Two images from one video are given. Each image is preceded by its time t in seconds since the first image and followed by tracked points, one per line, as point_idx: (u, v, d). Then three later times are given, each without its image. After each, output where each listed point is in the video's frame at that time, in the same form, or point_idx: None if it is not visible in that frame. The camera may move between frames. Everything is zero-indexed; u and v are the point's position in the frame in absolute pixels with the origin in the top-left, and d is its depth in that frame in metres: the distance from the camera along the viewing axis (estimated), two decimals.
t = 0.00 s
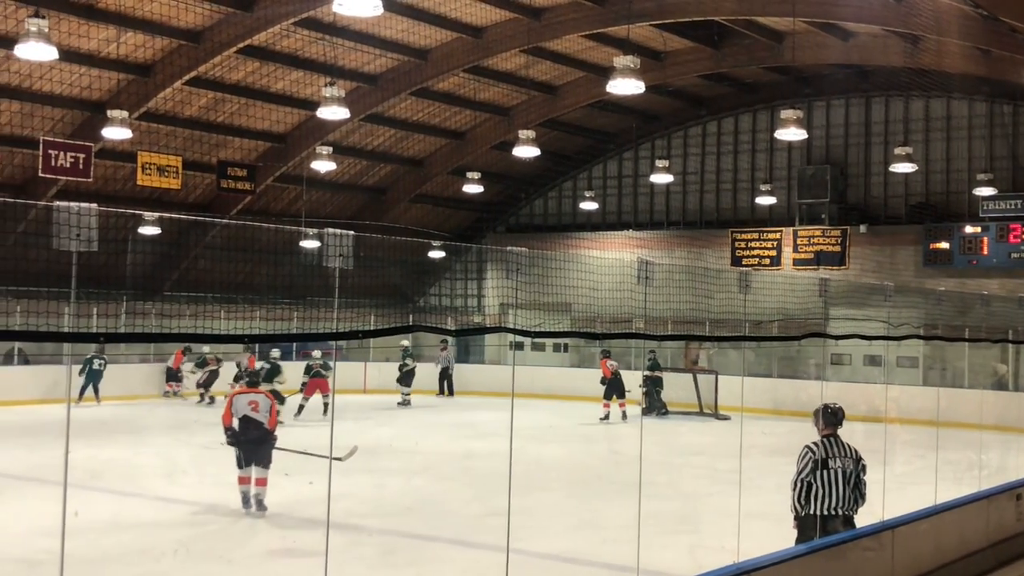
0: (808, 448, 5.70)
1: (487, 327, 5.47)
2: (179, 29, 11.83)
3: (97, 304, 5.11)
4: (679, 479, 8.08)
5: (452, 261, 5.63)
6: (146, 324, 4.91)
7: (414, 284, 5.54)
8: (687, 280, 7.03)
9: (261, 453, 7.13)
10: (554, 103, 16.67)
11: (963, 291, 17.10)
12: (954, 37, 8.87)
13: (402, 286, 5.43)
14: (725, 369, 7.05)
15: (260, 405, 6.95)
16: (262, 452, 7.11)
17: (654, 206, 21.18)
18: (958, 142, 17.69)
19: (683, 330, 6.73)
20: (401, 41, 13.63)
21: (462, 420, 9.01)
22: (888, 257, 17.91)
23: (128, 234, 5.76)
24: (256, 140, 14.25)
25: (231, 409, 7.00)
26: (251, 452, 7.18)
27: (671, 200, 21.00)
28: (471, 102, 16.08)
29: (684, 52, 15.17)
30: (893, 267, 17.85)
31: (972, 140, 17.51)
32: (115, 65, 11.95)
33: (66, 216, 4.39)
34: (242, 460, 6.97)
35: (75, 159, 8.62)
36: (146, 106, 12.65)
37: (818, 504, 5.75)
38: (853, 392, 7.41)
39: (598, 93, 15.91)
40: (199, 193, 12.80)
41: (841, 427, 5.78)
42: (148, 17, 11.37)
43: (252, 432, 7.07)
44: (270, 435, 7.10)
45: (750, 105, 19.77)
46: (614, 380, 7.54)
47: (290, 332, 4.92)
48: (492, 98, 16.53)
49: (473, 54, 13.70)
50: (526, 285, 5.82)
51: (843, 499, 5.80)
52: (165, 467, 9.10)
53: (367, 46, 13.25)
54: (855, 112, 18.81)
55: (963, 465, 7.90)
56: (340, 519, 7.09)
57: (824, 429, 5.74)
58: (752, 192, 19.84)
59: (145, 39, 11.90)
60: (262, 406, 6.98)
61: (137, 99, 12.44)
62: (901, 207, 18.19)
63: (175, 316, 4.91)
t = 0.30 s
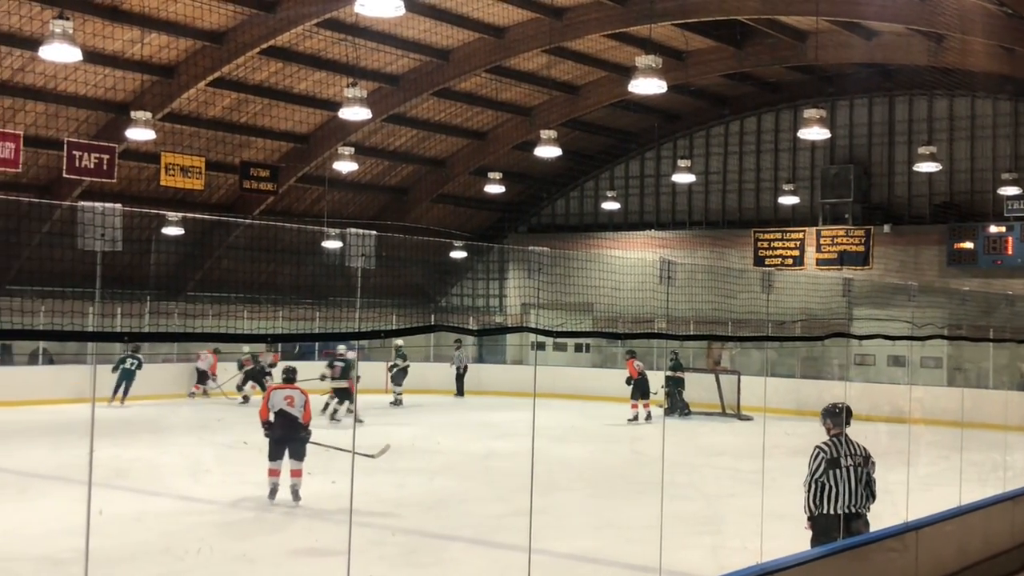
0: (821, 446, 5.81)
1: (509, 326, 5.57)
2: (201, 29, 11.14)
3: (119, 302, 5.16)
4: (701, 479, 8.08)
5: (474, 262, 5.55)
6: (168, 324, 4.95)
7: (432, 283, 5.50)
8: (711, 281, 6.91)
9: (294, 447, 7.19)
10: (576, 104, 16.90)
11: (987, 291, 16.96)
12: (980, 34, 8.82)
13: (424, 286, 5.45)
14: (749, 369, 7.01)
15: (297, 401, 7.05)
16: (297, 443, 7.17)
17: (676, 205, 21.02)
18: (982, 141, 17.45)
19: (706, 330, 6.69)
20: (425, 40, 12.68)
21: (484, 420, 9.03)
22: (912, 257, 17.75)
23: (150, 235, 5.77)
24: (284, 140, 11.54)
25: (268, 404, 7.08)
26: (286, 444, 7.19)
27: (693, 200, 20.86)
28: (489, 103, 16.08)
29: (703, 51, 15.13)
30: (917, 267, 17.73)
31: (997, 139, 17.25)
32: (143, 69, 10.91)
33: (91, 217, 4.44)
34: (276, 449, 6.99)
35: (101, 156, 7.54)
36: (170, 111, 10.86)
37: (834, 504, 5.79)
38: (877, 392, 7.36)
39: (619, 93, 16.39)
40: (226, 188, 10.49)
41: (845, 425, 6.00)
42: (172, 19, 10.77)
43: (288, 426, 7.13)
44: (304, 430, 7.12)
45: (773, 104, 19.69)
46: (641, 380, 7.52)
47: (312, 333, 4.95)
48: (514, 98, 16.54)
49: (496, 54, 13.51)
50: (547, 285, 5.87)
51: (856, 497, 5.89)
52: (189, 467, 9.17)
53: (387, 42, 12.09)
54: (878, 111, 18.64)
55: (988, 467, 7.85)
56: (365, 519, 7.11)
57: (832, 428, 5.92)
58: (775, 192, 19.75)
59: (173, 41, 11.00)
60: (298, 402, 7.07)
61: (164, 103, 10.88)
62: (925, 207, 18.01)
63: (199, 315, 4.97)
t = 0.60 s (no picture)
0: (815, 450, 5.39)
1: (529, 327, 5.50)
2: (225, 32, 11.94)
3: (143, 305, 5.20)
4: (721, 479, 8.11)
5: (494, 264, 5.51)
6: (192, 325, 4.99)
7: (456, 284, 5.51)
8: (732, 282, 7.02)
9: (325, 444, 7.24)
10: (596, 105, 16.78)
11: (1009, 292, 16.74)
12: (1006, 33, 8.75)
13: (445, 286, 5.44)
14: (771, 369, 6.96)
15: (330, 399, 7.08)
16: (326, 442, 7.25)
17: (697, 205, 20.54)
18: (1005, 141, 16.97)
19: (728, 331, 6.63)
20: (445, 43, 13.70)
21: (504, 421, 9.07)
22: (933, 257, 17.50)
23: (174, 238, 5.85)
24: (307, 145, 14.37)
25: (304, 400, 7.21)
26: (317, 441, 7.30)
27: (713, 200, 20.32)
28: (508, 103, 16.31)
29: (722, 51, 15.08)
30: (939, 268, 17.47)
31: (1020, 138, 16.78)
32: (165, 72, 11.87)
33: (113, 218, 4.47)
34: (302, 449, 7.09)
35: (121, 160, 8.94)
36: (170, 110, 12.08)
37: (832, 504, 5.43)
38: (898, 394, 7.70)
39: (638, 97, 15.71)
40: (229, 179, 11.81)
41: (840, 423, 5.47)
42: (194, 21, 11.40)
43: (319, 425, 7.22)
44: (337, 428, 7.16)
45: (794, 104, 19.17)
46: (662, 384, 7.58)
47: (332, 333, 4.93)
48: (534, 98, 16.54)
49: (515, 54, 13.74)
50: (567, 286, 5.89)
51: (853, 494, 5.52)
52: (210, 467, 9.25)
53: (405, 45, 13.03)
54: (900, 111, 18.09)
55: (1009, 468, 7.83)
56: (386, 520, 7.15)
57: (826, 427, 5.41)
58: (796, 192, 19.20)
59: (198, 44, 11.83)
60: (332, 401, 7.10)
61: (178, 104, 12.33)
62: (946, 207, 17.57)
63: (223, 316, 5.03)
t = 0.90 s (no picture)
0: (807, 449, 5.25)
1: (545, 326, 5.57)
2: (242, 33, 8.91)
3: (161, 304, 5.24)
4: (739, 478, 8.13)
5: (510, 263, 5.59)
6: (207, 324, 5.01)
7: (472, 284, 5.51)
8: (750, 281, 6.96)
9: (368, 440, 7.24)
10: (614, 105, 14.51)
11: None
12: None
13: (462, 286, 5.43)
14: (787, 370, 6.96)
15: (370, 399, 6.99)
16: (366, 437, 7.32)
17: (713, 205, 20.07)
18: None
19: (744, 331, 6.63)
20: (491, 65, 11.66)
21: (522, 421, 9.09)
22: (952, 257, 17.17)
23: (191, 237, 5.89)
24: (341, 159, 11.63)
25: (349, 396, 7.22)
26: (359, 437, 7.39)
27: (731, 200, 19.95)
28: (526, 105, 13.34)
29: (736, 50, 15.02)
30: (958, 269, 17.10)
31: None
32: (184, 71, 8.63)
33: (132, 219, 4.46)
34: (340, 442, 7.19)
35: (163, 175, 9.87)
36: (210, 114, 8.55)
37: (827, 501, 5.28)
38: (917, 394, 7.64)
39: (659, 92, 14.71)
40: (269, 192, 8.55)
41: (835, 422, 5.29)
42: (211, 22, 8.58)
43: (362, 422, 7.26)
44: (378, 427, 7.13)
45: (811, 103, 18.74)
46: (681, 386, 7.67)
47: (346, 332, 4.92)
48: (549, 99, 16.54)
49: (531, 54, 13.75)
50: (585, 286, 5.87)
51: (849, 494, 5.30)
52: (227, 467, 9.30)
53: (423, 43, 9.96)
54: (919, 111, 17.75)
55: None
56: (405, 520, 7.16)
57: (820, 425, 5.29)
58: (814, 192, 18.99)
59: (212, 41, 8.68)
60: (372, 400, 6.99)
61: (202, 108, 8.56)
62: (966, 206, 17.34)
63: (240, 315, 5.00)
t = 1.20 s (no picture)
0: (804, 446, 5.69)
1: (562, 327, 5.63)
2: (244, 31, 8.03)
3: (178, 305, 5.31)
4: (754, 479, 8.16)
5: (526, 263, 5.55)
6: (224, 324, 5.07)
7: (488, 284, 5.42)
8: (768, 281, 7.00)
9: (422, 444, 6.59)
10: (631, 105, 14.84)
11: None
12: None
13: (478, 287, 5.37)
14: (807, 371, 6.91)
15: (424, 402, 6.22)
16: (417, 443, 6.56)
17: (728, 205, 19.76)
18: None
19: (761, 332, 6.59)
20: (476, 43, 11.58)
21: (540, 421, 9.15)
22: (970, 257, 16.84)
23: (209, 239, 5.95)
24: (338, 142, 10.73)
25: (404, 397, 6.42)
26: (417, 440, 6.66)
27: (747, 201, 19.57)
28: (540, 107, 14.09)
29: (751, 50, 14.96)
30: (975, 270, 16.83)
31: None
32: (202, 73, 9.46)
33: (149, 219, 4.50)
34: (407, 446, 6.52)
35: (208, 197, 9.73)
36: (228, 115, 9.69)
37: (822, 499, 5.66)
38: (940, 395, 7.67)
39: (675, 94, 14.64)
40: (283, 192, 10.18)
41: (834, 423, 5.83)
42: (227, 23, 9.48)
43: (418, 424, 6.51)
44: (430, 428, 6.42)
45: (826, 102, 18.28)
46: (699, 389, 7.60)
47: (363, 333, 4.97)
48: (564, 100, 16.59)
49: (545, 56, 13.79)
50: (600, 286, 5.95)
51: (845, 491, 5.72)
52: (245, 466, 9.39)
53: (439, 45, 10.96)
54: (937, 109, 17.24)
55: None
56: (420, 519, 7.21)
57: (817, 426, 5.78)
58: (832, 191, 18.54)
59: (228, 43, 9.54)
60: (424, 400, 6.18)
61: (219, 109, 9.61)
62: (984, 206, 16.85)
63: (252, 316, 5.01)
